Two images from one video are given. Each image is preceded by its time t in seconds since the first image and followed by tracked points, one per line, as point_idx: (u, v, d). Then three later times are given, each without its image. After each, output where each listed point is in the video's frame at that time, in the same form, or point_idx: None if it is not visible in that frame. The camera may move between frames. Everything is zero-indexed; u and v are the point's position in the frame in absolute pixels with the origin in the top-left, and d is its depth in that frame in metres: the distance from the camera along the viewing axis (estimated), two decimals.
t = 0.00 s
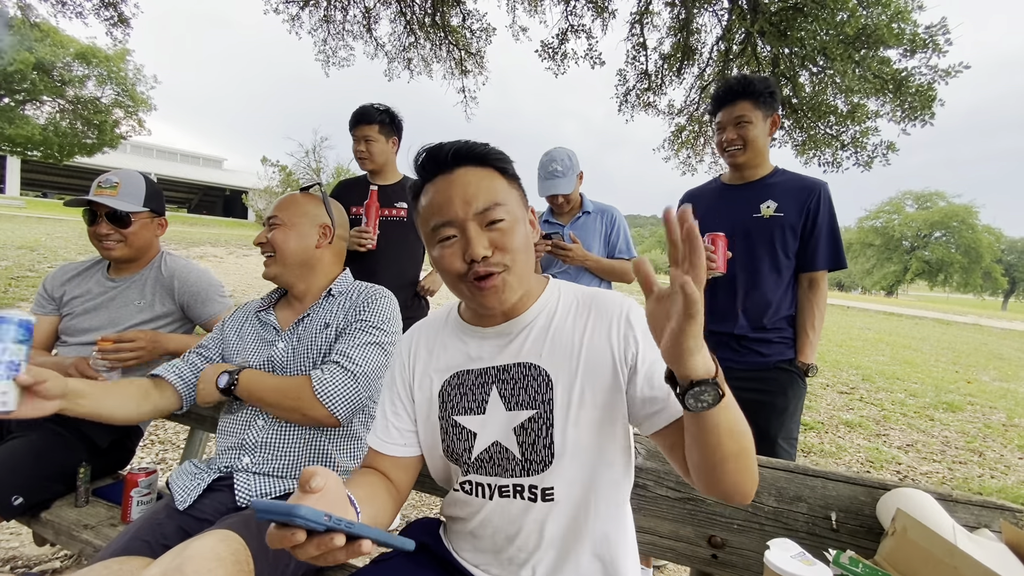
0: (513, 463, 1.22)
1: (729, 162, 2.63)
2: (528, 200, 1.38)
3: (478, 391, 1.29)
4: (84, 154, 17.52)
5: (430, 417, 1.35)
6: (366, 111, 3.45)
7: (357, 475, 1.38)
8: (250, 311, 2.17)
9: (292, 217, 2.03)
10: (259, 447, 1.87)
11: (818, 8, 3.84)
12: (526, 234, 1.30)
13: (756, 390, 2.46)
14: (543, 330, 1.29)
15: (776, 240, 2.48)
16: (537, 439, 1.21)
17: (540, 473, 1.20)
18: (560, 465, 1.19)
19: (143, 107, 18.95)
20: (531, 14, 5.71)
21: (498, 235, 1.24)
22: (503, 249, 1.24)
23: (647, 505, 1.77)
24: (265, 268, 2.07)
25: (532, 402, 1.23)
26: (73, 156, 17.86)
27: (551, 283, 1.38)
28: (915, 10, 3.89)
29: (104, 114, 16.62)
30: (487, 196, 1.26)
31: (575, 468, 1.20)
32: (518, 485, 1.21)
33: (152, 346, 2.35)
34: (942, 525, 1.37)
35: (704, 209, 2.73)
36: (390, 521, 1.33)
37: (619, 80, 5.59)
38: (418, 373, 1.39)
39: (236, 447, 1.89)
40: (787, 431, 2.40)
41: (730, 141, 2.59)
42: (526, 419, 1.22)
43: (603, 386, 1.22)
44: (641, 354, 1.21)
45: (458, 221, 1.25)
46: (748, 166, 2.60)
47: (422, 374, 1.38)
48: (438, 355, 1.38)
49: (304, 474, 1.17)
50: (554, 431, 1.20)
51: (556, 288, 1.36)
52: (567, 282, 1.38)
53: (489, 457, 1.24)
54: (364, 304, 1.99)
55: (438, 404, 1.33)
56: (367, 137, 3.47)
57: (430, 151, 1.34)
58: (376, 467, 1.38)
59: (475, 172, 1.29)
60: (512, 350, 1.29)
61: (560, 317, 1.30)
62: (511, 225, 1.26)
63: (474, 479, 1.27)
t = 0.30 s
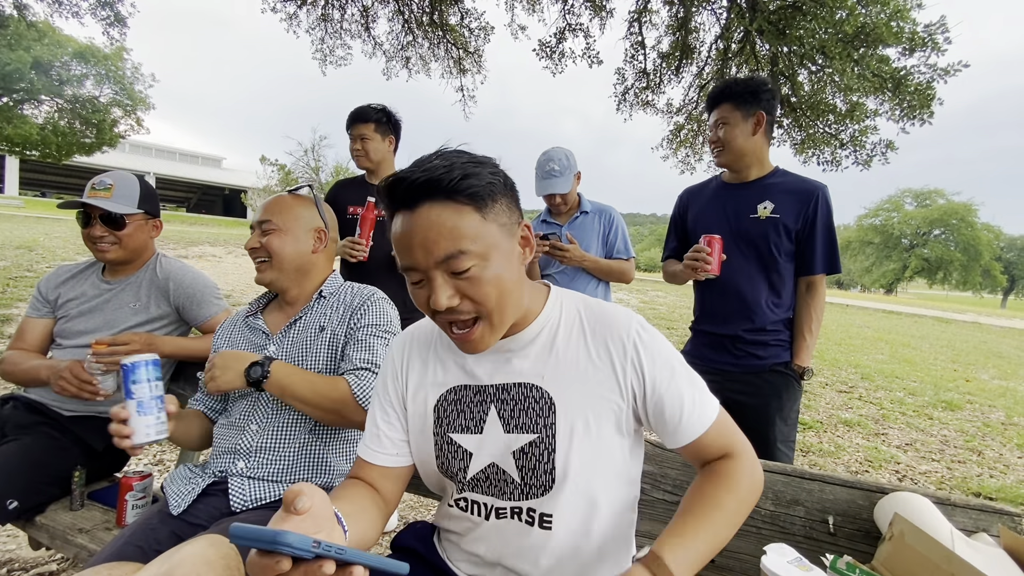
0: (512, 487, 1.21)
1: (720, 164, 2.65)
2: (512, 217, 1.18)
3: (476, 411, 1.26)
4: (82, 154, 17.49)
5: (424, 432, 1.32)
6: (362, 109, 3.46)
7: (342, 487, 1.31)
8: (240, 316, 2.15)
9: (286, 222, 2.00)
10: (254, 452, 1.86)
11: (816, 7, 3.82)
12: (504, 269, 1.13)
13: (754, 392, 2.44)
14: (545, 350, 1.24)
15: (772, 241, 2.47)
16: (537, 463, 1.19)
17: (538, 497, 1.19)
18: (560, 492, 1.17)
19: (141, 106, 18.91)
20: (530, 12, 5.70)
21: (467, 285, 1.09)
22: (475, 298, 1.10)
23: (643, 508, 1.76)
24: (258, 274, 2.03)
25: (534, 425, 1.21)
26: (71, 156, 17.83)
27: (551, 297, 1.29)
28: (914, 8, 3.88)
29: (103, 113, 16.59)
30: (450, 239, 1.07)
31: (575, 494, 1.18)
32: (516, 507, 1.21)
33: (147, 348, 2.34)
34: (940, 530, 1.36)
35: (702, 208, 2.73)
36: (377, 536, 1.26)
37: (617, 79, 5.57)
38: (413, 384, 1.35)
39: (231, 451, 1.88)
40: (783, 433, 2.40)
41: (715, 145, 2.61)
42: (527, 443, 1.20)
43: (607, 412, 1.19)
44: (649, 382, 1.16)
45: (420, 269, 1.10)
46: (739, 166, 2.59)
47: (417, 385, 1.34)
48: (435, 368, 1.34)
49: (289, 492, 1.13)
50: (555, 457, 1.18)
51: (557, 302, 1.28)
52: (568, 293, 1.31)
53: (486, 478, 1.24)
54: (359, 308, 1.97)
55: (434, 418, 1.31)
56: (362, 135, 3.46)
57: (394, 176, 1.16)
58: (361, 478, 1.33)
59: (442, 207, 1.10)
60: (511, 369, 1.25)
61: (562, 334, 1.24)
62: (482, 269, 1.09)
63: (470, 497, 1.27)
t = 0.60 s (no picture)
0: (516, 503, 1.21)
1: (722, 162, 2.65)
2: (527, 226, 1.16)
3: (480, 426, 1.26)
4: (86, 155, 17.56)
5: (424, 444, 1.32)
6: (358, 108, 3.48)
7: (338, 495, 1.32)
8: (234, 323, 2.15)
9: (278, 227, 2.00)
10: (255, 453, 1.86)
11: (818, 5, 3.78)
12: (515, 284, 1.10)
13: (757, 392, 2.44)
14: (554, 365, 1.23)
15: (775, 239, 2.46)
16: (543, 482, 1.19)
17: (543, 515, 1.19)
18: (566, 512, 1.17)
19: (145, 108, 18.97)
20: (531, 12, 5.69)
21: (477, 299, 1.06)
22: (485, 313, 1.08)
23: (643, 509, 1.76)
24: (253, 281, 2.02)
25: (540, 444, 1.20)
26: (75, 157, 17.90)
27: (562, 307, 1.27)
28: (916, 6, 3.86)
29: (106, 114, 16.65)
30: (460, 252, 1.04)
31: (581, 515, 1.17)
32: (519, 523, 1.22)
33: (149, 349, 2.35)
34: (941, 532, 1.36)
35: (704, 209, 2.73)
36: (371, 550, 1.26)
37: (618, 78, 5.57)
38: (413, 395, 1.34)
39: (231, 453, 1.89)
40: (786, 434, 2.39)
41: (715, 143, 2.62)
42: (533, 461, 1.20)
43: (617, 431, 1.18)
44: (660, 403, 1.14)
45: (428, 282, 1.07)
46: (739, 164, 2.58)
47: (418, 397, 1.34)
48: (437, 381, 1.33)
49: (292, 505, 1.10)
50: (562, 476, 1.18)
51: (567, 312, 1.27)
52: (577, 303, 1.29)
53: (489, 493, 1.24)
54: (361, 311, 1.97)
55: (435, 432, 1.30)
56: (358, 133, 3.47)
57: (402, 180, 1.13)
58: (355, 486, 1.33)
59: (451, 217, 1.06)
60: (518, 384, 1.24)
61: (571, 350, 1.23)
62: (493, 282, 1.07)
63: (471, 511, 1.27)
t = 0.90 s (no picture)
0: (522, 517, 1.21)
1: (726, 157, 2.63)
2: (537, 241, 1.14)
3: (485, 438, 1.25)
4: (87, 155, 17.58)
5: (426, 452, 1.32)
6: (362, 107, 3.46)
7: (337, 503, 1.31)
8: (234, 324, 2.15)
9: (277, 228, 2.00)
10: (254, 454, 1.86)
11: None
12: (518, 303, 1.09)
13: (758, 391, 2.43)
14: (562, 376, 1.22)
15: (778, 235, 2.45)
16: (550, 496, 1.19)
17: (549, 528, 1.19)
18: (572, 527, 1.17)
19: (146, 107, 18.99)
20: (531, 9, 5.67)
21: (477, 319, 1.06)
22: (484, 332, 1.07)
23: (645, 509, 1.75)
24: (250, 282, 2.02)
25: (547, 458, 1.20)
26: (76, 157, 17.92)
27: (571, 316, 1.25)
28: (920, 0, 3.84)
29: (107, 114, 16.67)
30: (463, 270, 1.04)
31: (588, 530, 1.17)
32: (524, 535, 1.22)
33: (149, 350, 2.35)
34: (943, 533, 1.35)
35: (706, 205, 2.71)
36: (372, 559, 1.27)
37: (619, 75, 5.55)
38: (416, 404, 1.33)
39: (231, 454, 1.89)
40: (787, 432, 2.39)
41: (719, 137, 2.60)
42: (539, 476, 1.20)
43: (626, 446, 1.17)
44: (671, 420, 1.12)
45: (428, 298, 1.07)
46: (744, 159, 2.57)
47: (421, 406, 1.32)
48: (440, 390, 1.31)
49: (291, 542, 1.11)
50: (569, 491, 1.18)
51: (577, 322, 1.25)
52: (587, 312, 1.27)
53: (493, 505, 1.24)
54: (359, 313, 1.96)
55: (438, 442, 1.30)
56: (360, 132, 3.46)
57: (405, 184, 1.12)
58: (355, 492, 1.33)
59: (456, 232, 1.05)
60: (524, 396, 1.23)
61: (581, 361, 1.21)
62: (496, 302, 1.06)
63: (474, 521, 1.27)
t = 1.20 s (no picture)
0: (522, 523, 1.21)
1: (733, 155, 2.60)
2: (544, 224, 1.16)
3: (485, 443, 1.25)
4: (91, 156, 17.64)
5: (426, 458, 1.32)
6: (372, 108, 3.45)
7: (337, 510, 1.31)
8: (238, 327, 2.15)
9: (283, 231, 1.99)
10: (257, 458, 1.86)
11: None
12: (526, 277, 1.08)
13: (761, 391, 2.42)
14: (561, 380, 1.22)
15: (784, 235, 2.43)
16: (550, 502, 1.19)
17: (549, 535, 1.19)
18: (573, 532, 1.17)
19: (149, 108, 19.05)
20: (533, 7, 5.66)
21: (489, 292, 1.05)
22: (495, 307, 1.06)
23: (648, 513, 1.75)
24: (254, 284, 2.01)
25: (547, 463, 1.20)
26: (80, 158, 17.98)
27: (570, 317, 1.25)
28: None
29: (111, 115, 16.73)
30: (478, 240, 1.04)
31: (588, 535, 1.17)
32: (524, 541, 1.22)
33: (153, 354, 2.35)
34: (950, 539, 1.34)
35: (710, 203, 2.69)
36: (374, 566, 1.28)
37: (622, 73, 5.53)
38: (416, 408, 1.33)
39: (235, 458, 1.89)
40: (790, 433, 2.38)
41: (730, 136, 2.56)
42: (540, 480, 1.20)
43: (625, 449, 1.16)
44: (672, 424, 1.12)
45: (440, 271, 1.06)
46: (752, 158, 2.55)
47: (421, 410, 1.32)
48: (440, 392, 1.31)
49: (293, 550, 1.12)
50: (569, 497, 1.18)
51: (576, 323, 1.25)
52: (586, 313, 1.27)
53: (494, 511, 1.24)
54: (361, 318, 1.97)
55: (438, 447, 1.29)
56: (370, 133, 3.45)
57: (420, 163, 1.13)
58: (355, 499, 1.33)
59: (470, 203, 1.06)
60: (524, 401, 1.23)
61: (582, 363, 1.21)
62: (508, 275, 1.06)
63: (475, 527, 1.27)
